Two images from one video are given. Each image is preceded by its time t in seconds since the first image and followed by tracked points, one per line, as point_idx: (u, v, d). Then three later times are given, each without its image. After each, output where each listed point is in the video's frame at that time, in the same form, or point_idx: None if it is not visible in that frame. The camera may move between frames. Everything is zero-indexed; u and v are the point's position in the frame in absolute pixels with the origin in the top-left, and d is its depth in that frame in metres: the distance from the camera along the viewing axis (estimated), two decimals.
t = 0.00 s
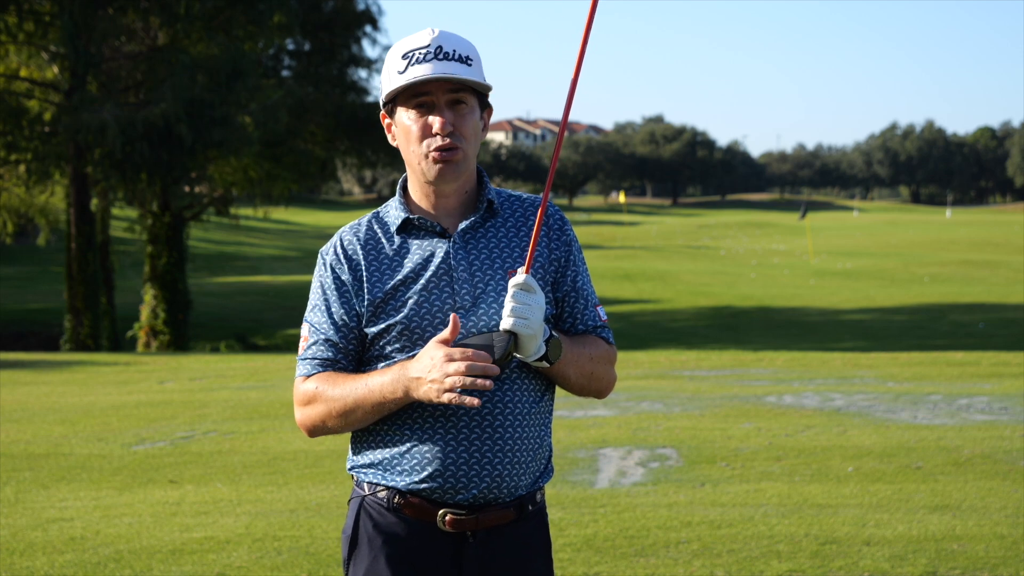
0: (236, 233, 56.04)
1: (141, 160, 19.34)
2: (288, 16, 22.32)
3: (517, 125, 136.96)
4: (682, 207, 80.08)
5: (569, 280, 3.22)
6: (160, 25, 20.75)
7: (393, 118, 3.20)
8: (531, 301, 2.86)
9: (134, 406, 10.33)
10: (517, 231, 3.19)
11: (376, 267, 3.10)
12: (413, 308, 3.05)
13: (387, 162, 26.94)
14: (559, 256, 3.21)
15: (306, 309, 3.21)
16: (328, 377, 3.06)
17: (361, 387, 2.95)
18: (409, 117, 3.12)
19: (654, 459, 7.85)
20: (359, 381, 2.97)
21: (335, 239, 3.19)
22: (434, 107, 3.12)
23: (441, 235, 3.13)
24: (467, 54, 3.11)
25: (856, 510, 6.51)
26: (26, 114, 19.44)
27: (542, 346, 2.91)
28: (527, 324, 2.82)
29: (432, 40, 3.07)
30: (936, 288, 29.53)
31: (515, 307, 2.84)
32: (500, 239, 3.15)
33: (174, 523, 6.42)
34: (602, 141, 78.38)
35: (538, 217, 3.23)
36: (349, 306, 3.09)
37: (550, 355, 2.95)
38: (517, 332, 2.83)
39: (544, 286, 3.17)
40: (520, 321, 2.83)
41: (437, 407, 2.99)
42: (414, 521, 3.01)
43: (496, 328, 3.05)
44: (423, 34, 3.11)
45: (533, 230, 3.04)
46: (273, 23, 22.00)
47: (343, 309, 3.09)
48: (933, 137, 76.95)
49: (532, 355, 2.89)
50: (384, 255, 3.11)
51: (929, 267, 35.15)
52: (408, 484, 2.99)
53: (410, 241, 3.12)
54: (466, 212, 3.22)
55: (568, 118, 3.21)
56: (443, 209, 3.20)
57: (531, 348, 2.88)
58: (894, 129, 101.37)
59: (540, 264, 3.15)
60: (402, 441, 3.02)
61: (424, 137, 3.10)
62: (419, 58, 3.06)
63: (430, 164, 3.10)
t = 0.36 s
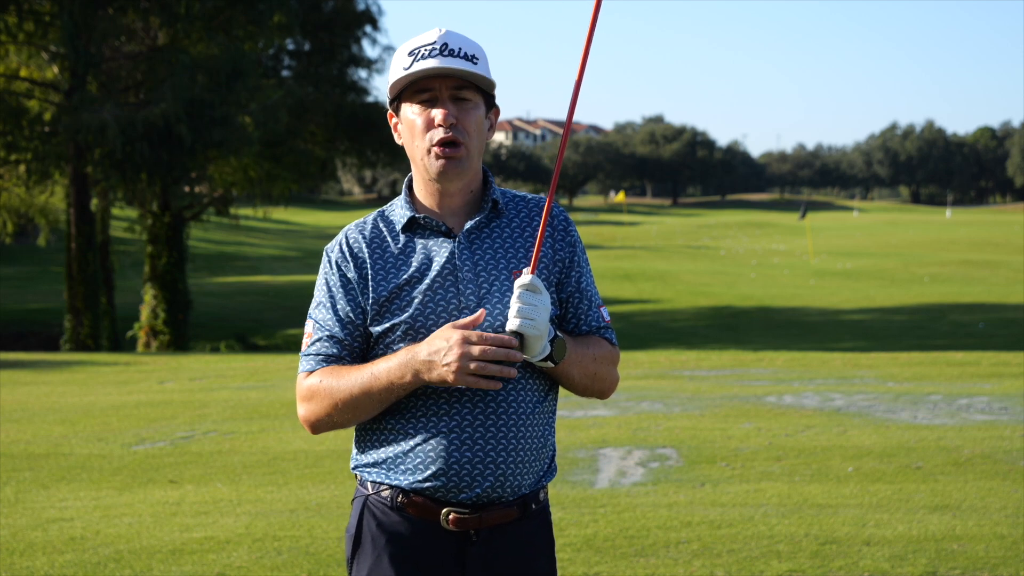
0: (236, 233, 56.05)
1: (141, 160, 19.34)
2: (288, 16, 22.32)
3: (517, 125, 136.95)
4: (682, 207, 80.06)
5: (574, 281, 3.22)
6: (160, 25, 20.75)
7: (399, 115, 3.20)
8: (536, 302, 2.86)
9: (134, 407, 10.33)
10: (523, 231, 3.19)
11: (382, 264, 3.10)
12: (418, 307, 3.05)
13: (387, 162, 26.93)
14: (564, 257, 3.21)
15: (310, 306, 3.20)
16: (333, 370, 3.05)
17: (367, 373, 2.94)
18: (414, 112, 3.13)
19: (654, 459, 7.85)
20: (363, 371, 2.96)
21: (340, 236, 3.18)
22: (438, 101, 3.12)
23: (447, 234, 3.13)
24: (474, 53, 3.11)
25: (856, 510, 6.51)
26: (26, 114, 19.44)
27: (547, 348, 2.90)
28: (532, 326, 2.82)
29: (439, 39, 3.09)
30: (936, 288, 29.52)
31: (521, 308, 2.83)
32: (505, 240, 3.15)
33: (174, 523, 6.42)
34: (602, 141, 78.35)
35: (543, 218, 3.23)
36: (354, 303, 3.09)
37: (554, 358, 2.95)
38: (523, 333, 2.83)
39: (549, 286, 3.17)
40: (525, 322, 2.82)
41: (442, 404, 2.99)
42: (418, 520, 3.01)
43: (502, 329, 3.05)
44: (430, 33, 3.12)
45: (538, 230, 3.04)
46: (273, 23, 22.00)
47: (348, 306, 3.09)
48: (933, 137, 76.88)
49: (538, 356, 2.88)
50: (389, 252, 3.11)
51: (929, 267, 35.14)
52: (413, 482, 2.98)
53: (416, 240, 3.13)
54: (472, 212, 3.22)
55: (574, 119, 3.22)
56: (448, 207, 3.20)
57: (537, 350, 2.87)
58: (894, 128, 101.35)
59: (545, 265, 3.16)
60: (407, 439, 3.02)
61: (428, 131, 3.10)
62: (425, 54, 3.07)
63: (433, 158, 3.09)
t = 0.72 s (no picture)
0: (236, 234, 56.06)
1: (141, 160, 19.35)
2: (288, 16, 22.34)
3: (517, 125, 136.92)
4: (682, 207, 80.05)
5: (572, 280, 3.22)
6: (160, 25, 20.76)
7: (399, 112, 3.21)
8: (530, 299, 2.86)
9: (134, 406, 10.33)
10: (521, 229, 3.18)
11: (381, 259, 3.10)
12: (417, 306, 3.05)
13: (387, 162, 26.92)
14: (562, 256, 3.21)
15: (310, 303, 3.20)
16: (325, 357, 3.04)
17: (348, 351, 2.93)
18: (413, 106, 3.13)
19: (654, 459, 7.85)
20: (352, 357, 2.95)
21: (341, 234, 3.17)
22: (438, 96, 3.13)
23: (446, 232, 3.13)
24: (475, 51, 3.11)
25: (856, 510, 6.51)
26: (26, 114, 19.44)
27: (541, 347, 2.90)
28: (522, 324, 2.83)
29: (439, 36, 3.10)
30: (936, 288, 29.52)
31: (515, 304, 2.84)
32: (504, 239, 3.15)
33: (174, 523, 6.42)
34: (601, 141, 78.32)
35: (543, 216, 3.23)
36: (353, 300, 3.09)
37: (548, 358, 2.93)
38: (517, 330, 2.83)
39: (548, 284, 3.17)
40: (519, 319, 2.83)
41: (438, 400, 2.99)
42: (415, 518, 3.01)
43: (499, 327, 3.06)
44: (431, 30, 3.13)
45: (535, 229, 3.04)
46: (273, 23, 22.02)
47: (348, 301, 3.09)
48: (933, 137, 76.86)
49: (532, 353, 2.88)
50: (387, 249, 3.11)
51: (929, 267, 35.15)
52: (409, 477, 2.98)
53: (415, 238, 3.13)
54: (470, 209, 3.22)
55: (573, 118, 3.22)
56: (447, 204, 3.20)
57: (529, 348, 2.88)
58: (894, 128, 101.38)
59: (542, 264, 3.15)
60: (403, 437, 3.02)
61: (427, 125, 3.09)
62: (426, 51, 3.08)
63: (431, 153, 3.08)
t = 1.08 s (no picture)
0: (236, 234, 56.08)
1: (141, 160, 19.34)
2: (288, 16, 22.34)
3: (516, 124, 136.95)
4: (682, 207, 80.06)
5: (567, 281, 3.22)
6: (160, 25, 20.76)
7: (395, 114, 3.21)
8: (524, 300, 2.85)
9: (134, 406, 10.33)
10: (516, 230, 3.18)
11: (377, 260, 3.10)
12: (413, 308, 3.06)
13: (387, 162, 26.92)
14: (557, 256, 3.21)
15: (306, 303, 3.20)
16: (328, 361, 3.04)
17: (367, 361, 2.93)
18: (410, 110, 3.14)
19: (654, 459, 7.85)
20: (358, 360, 2.95)
21: (336, 235, 3.19)
22: (434, 100, 3.13)
23: (440, 235, 3.13)
24: (471, 54, 3.12)
25: (856, 510, 6.51)
26: (26, 114, 19.44)
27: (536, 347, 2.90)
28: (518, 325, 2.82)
29: (435, 38, 3.09)
30: (936, 288, 29.51)
31: (507, 305, 2.83)
32: (498, 240, 3.15)
33: (174, 522, 6.42)
34: (602, 141, 78.33)
35: (538, 217, 3.23)
36: (350, 301, 3.09)
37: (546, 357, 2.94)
38: (512, 330, 2.82)
39: (543, 285, 3.17)
40: (512, 320, 2.82)
41: (436, 401, 2.99)
42: (414, 518, 3.01)
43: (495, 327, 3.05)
44: (427, 32, 3.13)
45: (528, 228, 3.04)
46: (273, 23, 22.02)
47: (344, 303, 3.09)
48: (933, 137, 76.88)
49: (527, 353, 2.87)
50: (385, 250, 3.11)
51: (929, 267, 35.15)
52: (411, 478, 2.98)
53: (410, 240, 3.13)
54: (466, 211, 3.22)
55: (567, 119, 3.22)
56: (442, 207, 3.20)
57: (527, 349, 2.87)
58: (894, 128, 101.42)
59: (537, 263, 3.15)
60: (401, 438, 3.02)
61: (423, 128, 3.10)
62: (422, 53, 3.08)
63: (427, 154, 3.08)
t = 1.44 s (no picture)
0: (237, 234, 56.09)
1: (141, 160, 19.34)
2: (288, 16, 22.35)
3: (516, 124, 136.96)
4: (682, 207, 80.08)
5: (565, 279, 3.22)
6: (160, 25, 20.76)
7: (387, 127, 3.19)
8: (521, 303, 2.86)
9: (134, 407, 10.33)
10: (514, 229, 3.18)
11: (375, 263, 3.10)
12: (412, 310, 3.06)
13: (387, 162, 26.92)
14: (554, 255, 3.21)
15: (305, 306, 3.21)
16: (327, 365, 3.04)
17: (366, 363, 2.92)
18: (401, 130, 3.11)
19: (653, 459, 7.85)
20: (357, 363, 2.95)
21: (334, 237, 3.20)
22: (424, 121, 3.10)
23: (437, 237, 3.13)
24: (459, 68, 3.07)
25: (856, 510, 6.51)
26: (26, 114, 19.45)
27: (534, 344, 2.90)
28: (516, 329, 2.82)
29: (424, 55, 3.05)
30: (936, 288, 29.51)
31: (505, 309, 2.84)
32: (496, 240, 3.15)
33: (174, 523, 6.42)
34: (602, 141, 78.34)
35: (536, 215, 3.22)
36: (348, 304, 3.09)
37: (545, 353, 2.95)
38: (507, 335, 2.83)
39: (540, 285, 3.17)
40: (509, 324, 2.83)
41: (435, 401, 2.99)
42: (415, 517, 3.01)
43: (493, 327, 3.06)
44: (415, 46, 3.08)
45: (528, 228, 3.04)
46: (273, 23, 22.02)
47: (342, 305, 3.09)
48: (933, 137, 76.89)
49: (525, 354, 2.88)
50: (382, 252, 3.11)
51: (929, 267, 35.15)
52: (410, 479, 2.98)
53: (408, 242, 3.13)
54: (464, 214, 3.22)
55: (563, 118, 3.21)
56: (438, 214, 3.20)
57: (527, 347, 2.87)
58: (895, 128, 101.41)
59: (534, 263, 3.16)
60: (399, 439, 3.02)
61: (415, 153, 3.10)
62: (410, 73, 3.05)
63: (420, 178, 3.11)
